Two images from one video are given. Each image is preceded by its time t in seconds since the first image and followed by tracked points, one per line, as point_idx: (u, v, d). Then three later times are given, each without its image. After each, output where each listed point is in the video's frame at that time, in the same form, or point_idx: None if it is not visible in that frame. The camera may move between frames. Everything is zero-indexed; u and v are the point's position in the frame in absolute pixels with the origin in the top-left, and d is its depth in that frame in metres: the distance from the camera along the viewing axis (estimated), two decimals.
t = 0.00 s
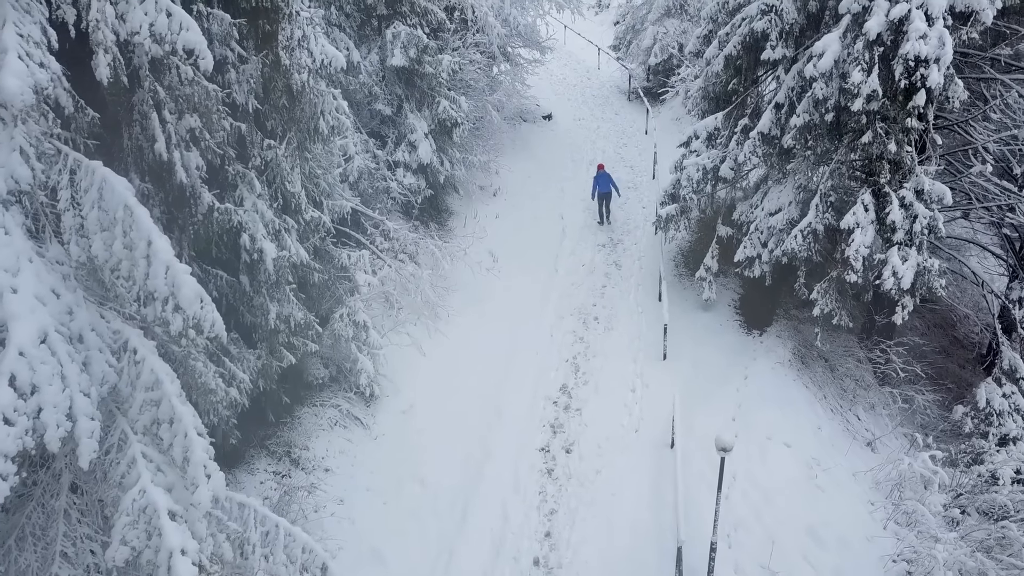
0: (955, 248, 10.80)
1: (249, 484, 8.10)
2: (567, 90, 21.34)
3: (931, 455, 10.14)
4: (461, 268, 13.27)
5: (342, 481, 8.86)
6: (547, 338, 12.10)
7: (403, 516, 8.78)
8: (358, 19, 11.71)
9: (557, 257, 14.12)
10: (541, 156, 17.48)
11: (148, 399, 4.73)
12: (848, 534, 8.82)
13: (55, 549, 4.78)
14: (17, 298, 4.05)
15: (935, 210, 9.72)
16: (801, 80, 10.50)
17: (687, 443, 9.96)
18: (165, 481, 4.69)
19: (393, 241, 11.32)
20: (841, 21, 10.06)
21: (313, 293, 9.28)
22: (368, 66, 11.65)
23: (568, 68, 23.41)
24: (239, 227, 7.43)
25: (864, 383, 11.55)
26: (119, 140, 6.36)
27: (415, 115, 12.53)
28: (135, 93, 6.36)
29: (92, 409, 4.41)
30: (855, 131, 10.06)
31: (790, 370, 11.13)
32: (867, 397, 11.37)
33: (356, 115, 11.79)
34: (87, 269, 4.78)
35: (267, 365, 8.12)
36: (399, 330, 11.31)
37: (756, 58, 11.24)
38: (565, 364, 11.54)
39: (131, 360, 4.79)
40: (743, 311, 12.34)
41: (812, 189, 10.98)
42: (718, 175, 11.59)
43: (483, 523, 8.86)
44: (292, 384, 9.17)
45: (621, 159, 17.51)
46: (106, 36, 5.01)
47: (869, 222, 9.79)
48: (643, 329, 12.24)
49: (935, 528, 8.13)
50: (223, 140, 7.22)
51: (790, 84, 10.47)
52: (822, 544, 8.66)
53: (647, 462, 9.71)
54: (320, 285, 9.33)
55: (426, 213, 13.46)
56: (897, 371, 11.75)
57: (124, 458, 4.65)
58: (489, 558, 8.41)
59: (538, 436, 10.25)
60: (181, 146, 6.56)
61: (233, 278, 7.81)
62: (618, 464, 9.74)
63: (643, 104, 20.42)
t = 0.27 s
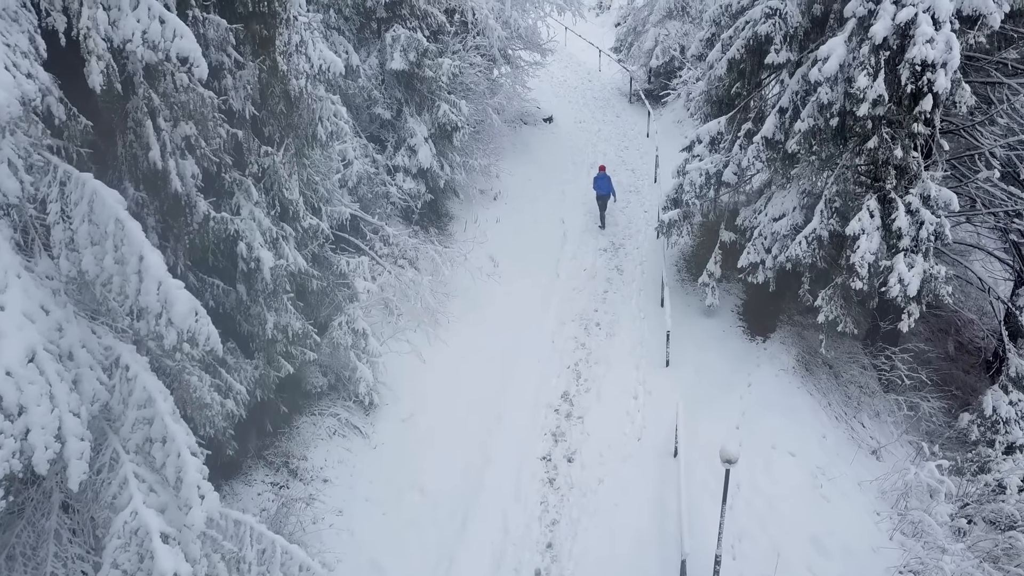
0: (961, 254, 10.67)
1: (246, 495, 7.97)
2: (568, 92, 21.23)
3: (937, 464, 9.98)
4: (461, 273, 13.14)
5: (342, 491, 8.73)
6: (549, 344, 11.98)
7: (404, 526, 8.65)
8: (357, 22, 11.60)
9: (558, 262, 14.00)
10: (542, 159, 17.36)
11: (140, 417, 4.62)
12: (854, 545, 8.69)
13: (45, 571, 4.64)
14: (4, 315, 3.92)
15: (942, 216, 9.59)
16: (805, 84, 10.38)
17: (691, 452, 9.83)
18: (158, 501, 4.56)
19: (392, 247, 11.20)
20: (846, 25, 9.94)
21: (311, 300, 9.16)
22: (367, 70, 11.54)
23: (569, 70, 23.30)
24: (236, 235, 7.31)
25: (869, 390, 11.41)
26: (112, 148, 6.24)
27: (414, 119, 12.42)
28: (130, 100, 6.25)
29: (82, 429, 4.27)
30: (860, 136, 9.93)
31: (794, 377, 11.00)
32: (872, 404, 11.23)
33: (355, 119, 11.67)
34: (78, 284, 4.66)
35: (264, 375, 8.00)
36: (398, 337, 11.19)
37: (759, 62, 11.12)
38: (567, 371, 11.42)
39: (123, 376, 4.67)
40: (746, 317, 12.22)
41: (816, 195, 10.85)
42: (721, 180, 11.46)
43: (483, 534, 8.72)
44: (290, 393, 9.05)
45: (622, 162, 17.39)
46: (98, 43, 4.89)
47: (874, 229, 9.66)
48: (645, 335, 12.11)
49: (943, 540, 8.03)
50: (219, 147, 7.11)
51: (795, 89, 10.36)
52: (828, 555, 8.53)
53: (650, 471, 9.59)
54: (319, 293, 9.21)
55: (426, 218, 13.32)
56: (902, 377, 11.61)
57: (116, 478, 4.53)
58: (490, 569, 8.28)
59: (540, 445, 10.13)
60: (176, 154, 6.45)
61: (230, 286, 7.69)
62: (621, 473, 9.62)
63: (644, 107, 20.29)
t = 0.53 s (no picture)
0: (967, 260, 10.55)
1: (244, 507, 7.85)
2: (569, 94, 21.11)
3: (944, 472, 9.84)
4: (462, 278, 13.01)
5: (340, 502, 8.61)
6: (550, 350, 11.86)
7: (403, 537, 8.53)
8: (357, 26, 11.49)
9: (559, 266, 13.87)
10: (543, 162, 17.24)
11: (132, 437, 4.52)
12: (860, 556, 8.56)
13: None
14: None
15: (949, 222, 9.46)
16: (809, 88, 10.26)
17: (694, 461, 9.70)
18: (150, 523, 4.46)
19: (392, 253, 11.07)
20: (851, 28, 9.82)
21: (310, 308, 9.04)
22: (367, 73, 11.42)
23: (570, 72, 23.18)
24: (233, 243, 7.20)
25: (873, 396, 11.28)
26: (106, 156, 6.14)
27: (415, 122, 12.31)
28: (124, 107, 6.15)
29: (72, 450, 4.15)
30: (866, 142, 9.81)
31: (798, 384, 10.88)
32: (877, 411, 11.10)
33: (354, 124, 11.55)
34: (68, 299, 4.56)
35: (262, 385, 7.89)
36: (398, 344, 11.06)
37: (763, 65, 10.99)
38: (568, 378, 11.29)
39: (115, 395, 4.57)
40: (749, 323, 12.10)
41: (820, 200, 10.72)
42: (725, 185, 11.33)
43: (484, 545, 8.60)
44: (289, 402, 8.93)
45: (624, 165, 17.26)
46: (90, 52, 4.78)
47: (880, 235, 9.53)
48: (647, 341, 11.99)
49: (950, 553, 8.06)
50: (216, 155, 6.99)
51: (799, 93, 10.24)
52: (834, 567, 8.41)
53: (652, 480, 9.46)
54: (317, 300, 9.09)
55: (425, 223, 13.19)
56: (907, 384, 11.48)
57: (107, 499, 4.44)
58: None
59: (541, 453, 10.00)
60: (171, 163, 6.34)
61: (227, 295, 7.57)
62: (624, 482, 9.49)
63: (646, 109, 20.16)
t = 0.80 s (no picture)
0: (973, 266, 10.42)
1: (241, 519, 7.72)
2: (570, 97, 20.99)
3: (950, 482, 9.69)
4: (462, 284, 12.89)
5: (339, 513, 8.48)
6: (552, 357, 11.74)
7: (403, 549, 8.40)
8: (356, 28, 11.36)
9: (560, 271, 13.75)
10: (544, 166, 17.12)
11: (123, 457, 4.42)
12: (867, 568, 8.43)
13: None
14: None
15: (956, 228, 9.35)
16: (814, 93, 10.14)
17: (698, 471, 9.57)
18: (142, 547, 4.36)
19: (392, 259, 10.95)
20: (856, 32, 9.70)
21: (308, 315, 8.92)
22: (366, 77, 11.31)
23: (570, 74, 23.07)
24: (230, 252, 7.08)
25: (878, 404, 11.15)
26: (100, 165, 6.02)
27: (414, 126, 12.19)
28: (118, 115, 6.03)
29: (61, 473, 4.03)
30: (871, 147, 9.69)
31: (803, 392, 10.75)
32: (882, 419, 10.98)
33: (353, 128, 11.43)
34: (59, 315, 4.48)
35: (260, 396, 7.78)
36: (397, 351, 10.93)
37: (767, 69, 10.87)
38: (570, 385, 11.17)
39: (106, 414, 4.46)
40: (753, 330, 11.97)
41: (825, 206, 10.59)
42: (728, 190, 11.21)
43: (485, 556, 8.48)
44: (287, 412, 8.81)
45: (625, 168, 17.14)
46: (81, 61, 4.65)
47: (886, 241, 9.41)
48: (649, 348, 11.86)
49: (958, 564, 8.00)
50: (212, 162, 6.87)
51: (804, 97, 10.13)
52: None
53: (656, 490, 9.34)
54: (315, 308, 8.97)
55: (425, 228, 13.05)
56: (912, 391, 11.35)
57: (97, 522, 4.36)
58: None
59: (543, 462, 9.88)
60: (166, 171, 6.22)
61: (224, 305, 7.45)
62: (626, 492, 9.36)
63: (647, 112, 20.04)
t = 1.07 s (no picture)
0: (980, 272, 10.29)
1: (238, 531, 7.60)
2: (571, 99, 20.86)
3: (956, 492, 9.54)
4: (462, 289, 12.77)
5: (338, 524, 8.34)
6: (553, 363, 11.61)
7: (402, 560, 8.26)
8: (355, 32, 11.24)
9: (562, 276, 13.63)
10: (545, 169, 17.00)
11: (114, 479, 4.38)
12: None
13: None
14: None
15: (963, 235, 9.21)
16: (819, 97, 10.01)
17: (701, 480, 9.44)
18: (133, 571, 4.32)
19: (391, 265, 10.83)
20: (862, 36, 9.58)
21: (306, 323, 8.80)
22: (365, 81, 11.20)
23: (571, 76, 22.94)
24: (226, 261, 6.97)
25: (882, 411, 11.01)
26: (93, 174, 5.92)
27: (414, 131, 12.07)
28: (111, 123, 5.92)
29: (49, 497, 4.00)
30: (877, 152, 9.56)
31: (807, 399, 10.63)
32: (887, 426, 10.85)
33: (352, 132, 11.32)
34: (48, 332, 4.45)
35: (257, 406, 7.67)
36: (397, 359, 10.81)
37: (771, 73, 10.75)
38: (571, 392, 11.04)
39: (96, 434, 4.44)
40: (756, 336, 11.84)
41: (830, 211, 10.46)
42: (731, 195, 11.07)
43: (485, 568, 8.35)
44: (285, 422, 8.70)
45: (627, 171, 17.02)
46: (71, 70, 4.53)
47: (892, 248, 9.27)
48: (652, 354, 11.73)
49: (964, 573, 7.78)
50: (207, 170, 6.76)
51: (808, 101, 10.00)
52: None
53: (659, 500, 9.21)
54: (313, 315, 8.84)
55: (425, 232, 12.92)
56: (917, 398, 11.21)
57: (87, 545, 4.34)
58: None
59: (544, 471, 9.75)
60: (161, 181, 6.12)
61: (220, 314, 7.33)
62: (629, 502, 9.23)
63: (648, 114, 19.90)
